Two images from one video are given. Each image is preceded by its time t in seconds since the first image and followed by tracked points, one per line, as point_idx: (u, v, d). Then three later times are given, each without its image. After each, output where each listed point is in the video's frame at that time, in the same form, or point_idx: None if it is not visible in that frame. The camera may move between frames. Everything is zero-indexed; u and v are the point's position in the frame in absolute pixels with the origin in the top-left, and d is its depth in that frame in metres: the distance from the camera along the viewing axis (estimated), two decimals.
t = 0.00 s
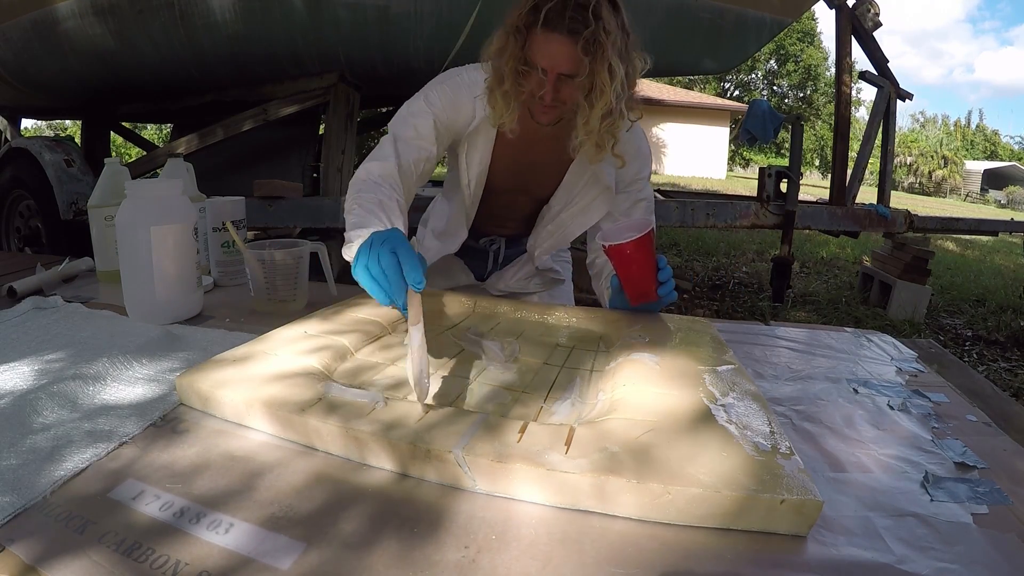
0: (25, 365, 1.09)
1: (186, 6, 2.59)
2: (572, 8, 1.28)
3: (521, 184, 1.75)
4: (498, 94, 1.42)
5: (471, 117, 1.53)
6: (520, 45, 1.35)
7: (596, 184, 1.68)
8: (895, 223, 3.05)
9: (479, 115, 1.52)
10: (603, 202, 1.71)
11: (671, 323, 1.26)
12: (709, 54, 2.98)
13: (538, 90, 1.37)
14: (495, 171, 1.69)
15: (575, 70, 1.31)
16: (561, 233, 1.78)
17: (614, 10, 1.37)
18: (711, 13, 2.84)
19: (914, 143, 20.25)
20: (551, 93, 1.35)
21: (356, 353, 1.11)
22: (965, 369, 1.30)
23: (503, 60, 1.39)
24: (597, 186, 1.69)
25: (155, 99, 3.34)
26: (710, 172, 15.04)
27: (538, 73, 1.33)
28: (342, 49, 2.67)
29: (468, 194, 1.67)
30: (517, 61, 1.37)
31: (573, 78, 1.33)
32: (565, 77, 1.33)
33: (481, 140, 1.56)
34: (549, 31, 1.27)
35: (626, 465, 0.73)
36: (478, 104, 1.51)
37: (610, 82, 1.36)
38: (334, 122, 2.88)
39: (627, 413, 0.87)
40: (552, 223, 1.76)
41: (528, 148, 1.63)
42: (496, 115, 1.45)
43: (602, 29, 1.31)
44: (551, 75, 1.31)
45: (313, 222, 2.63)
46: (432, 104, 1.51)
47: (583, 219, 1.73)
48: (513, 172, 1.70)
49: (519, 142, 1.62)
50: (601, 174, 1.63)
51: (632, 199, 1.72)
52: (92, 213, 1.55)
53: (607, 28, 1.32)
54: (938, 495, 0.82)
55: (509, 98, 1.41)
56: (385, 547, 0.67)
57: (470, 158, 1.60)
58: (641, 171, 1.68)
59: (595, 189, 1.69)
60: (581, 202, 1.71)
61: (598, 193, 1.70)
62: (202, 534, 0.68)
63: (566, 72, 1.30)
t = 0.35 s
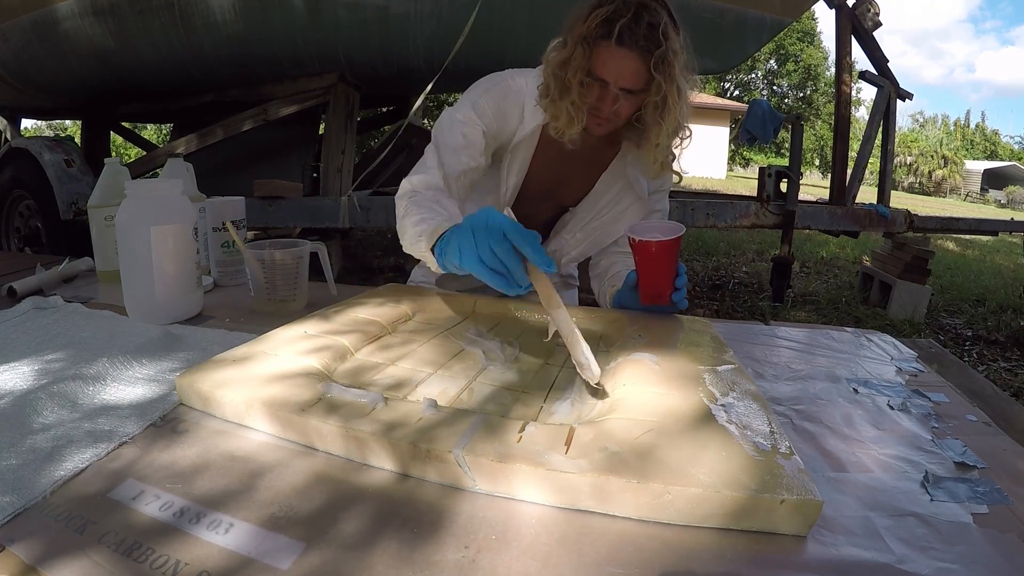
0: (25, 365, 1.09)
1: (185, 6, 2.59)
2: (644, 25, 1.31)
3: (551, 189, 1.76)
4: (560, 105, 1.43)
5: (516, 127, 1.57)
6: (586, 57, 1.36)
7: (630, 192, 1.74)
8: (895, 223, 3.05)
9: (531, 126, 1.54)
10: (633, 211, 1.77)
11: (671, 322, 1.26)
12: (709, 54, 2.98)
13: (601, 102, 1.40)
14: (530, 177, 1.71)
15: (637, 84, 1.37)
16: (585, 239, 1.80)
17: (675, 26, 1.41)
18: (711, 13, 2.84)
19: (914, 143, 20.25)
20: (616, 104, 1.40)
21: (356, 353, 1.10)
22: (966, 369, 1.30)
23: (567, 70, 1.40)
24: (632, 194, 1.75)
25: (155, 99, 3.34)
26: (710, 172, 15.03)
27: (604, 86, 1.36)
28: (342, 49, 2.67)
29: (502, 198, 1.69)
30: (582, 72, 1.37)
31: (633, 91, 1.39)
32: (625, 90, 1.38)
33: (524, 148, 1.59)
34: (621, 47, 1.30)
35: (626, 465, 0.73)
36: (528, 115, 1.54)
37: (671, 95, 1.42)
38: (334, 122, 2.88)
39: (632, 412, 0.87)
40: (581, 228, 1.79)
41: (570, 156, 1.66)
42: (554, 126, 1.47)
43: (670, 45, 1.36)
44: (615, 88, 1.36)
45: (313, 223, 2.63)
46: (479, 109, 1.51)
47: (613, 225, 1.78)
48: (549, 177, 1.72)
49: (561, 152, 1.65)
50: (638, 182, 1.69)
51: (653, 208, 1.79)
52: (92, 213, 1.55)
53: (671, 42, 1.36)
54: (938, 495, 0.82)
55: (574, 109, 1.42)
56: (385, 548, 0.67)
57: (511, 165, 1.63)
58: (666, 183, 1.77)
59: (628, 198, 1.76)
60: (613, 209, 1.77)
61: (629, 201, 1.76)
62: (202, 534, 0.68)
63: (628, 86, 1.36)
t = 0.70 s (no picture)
0: (25, 365, 1.09)
1: (185, 6, 2.59)
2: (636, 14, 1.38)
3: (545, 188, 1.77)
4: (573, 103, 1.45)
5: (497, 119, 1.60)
6: (590, 52, 1.39)
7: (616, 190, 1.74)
8: (895, 223, 3.05)
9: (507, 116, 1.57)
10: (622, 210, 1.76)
11: (673, 321, 1.27)
12: (709, 54, 2.98)
13: (608, 93, 1.44)
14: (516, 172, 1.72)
15: (638, 69, 1.44)
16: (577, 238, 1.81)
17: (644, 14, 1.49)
18: (711, 13, 2.84)
19: (914, 143, 20.24)
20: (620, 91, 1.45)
21: (356, 353, 1.10)
22: (966, 369, 1.30)
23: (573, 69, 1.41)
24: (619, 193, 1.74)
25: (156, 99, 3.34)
26: (710, 172, 15.03)
27: (609, 77, 1.41)
28: (342, 48, 2.67)
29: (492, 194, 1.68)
30: (591, 67, 1.40)
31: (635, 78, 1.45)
32: (628, 78, 1.44)
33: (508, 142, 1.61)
34: (622, 34, 1.36)
35: (627, 465, 0.73)
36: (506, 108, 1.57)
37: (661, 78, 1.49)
38: (334, 122, 2.88)
39: (630, 413, 0.86)
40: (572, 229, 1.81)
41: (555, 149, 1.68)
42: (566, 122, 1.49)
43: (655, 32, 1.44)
44: (622, 75, 1.41)
45: (313, 222, 2.63)
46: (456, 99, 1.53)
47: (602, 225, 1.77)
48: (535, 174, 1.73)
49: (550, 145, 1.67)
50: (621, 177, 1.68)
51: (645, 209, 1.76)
52: (92, 213, 1.55)
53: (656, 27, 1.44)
54: (938, 495, 0.82)
55: (585, 104, 1.45)
56: (386, 548, 0.67)
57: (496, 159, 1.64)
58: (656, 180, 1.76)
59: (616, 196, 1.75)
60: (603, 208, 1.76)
61: (619, 199, 1.75)
62: (202, 534, 0.68)
63: (631, 71, 1.42)
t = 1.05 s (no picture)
0: (25, 365, 1.09)
1: (185, 6, 2.58)
2: (630, 28, 1.31)
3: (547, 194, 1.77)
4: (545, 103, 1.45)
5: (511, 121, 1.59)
6: (572, 58, 1.36)
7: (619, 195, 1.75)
8: (895, 223, 3.05)
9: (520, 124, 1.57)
10: (623, 215, 1.77)
11: (672, 322, 1.27)
12: (709, 54, 2.98)
13: (586, 103, 1.39)
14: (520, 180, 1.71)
15: (625, 86, 1.35)
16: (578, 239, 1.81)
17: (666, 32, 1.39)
18: (711, 13, 2.84)
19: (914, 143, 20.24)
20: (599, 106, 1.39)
21: (356, 354, 1.10)
22: (966, 369, 1.30)
23: (555, 71, 1.40)
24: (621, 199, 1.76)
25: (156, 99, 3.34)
26: (710, 172, 15.03)
27: (589, 86, 1.36)
28: (342, 48, 2.67)
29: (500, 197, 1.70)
30: (566, 73, 1.37)
31: (620, 93, 1.37)
32: (612, 93, 1.37)
33: (519, 147, 1.62)
34: (606, 48, 1.29)
35: (627, 465, 0.73)
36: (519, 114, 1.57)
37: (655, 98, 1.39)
38: (334, 122, 2.88)
39: (631, 413, 0.86)
40: (575, 232, 1.80)
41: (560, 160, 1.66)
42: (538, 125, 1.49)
43: (655, 51, 1.34)
44: (601, 90, 1.34)
45: (313, 222, 2.63)
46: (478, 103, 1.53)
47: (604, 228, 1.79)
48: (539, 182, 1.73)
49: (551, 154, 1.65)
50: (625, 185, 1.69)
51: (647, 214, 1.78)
52: (92, 213, 1.55)
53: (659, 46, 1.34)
54: (938, 495, 0.82)
55: (559, 109, 1.43)
56: (385, 548, 0.67)
57: (506, 161, 1.65)
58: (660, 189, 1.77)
59: (619, 201, 1.76)
60: (605, 213, 1.77)
61: (620, 205, 1.76)
62: (202, 534, 0.68)
63: (615, 88, 1.34)
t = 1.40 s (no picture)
0: (25, 365, 1.09)
1: (185, 6, 2.58)
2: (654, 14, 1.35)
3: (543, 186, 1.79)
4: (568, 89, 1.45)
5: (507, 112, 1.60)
6: (600, 45, 1.36)
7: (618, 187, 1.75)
8: (894, 223, 3.05)
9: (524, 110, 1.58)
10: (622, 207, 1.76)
11: (672, 322, 1.26)
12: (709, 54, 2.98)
13: (613, 89, 1.42)
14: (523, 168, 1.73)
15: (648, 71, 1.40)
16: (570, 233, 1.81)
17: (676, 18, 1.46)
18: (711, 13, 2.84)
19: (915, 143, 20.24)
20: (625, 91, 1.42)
21: (356, 354, 1.10)
22: (966, 369, 1.30)
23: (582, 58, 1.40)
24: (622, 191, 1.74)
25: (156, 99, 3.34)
26: (710, 172, 15.03)
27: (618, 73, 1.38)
28: (342, 48, 2.67)
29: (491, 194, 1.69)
30: (596, 59, 1.37)
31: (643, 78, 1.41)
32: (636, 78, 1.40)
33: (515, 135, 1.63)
34: (636, 35, 1.33)
35: (627, 465, 0.73)
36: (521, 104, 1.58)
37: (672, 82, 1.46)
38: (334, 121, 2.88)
39: (630, 413, 0.86)
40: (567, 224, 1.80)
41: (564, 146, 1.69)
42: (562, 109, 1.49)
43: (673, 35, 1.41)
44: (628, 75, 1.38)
45: (313, 223, 2.63)
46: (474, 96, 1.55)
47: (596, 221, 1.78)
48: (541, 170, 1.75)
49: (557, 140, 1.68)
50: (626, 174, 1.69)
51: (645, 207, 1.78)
52: (92, 213, 1.55)
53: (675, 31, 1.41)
54: (938, 495, 0.82)
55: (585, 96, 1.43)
56: (385, 548, 0.67)
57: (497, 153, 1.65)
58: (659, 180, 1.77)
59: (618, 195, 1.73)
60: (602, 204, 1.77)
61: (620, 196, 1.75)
62: (201, 533, 0.68)
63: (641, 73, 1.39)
